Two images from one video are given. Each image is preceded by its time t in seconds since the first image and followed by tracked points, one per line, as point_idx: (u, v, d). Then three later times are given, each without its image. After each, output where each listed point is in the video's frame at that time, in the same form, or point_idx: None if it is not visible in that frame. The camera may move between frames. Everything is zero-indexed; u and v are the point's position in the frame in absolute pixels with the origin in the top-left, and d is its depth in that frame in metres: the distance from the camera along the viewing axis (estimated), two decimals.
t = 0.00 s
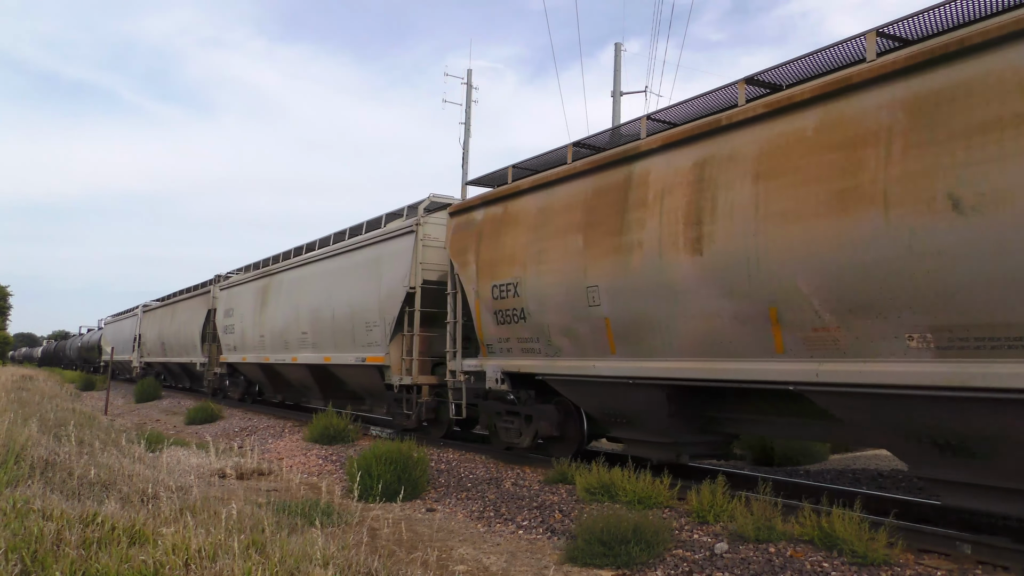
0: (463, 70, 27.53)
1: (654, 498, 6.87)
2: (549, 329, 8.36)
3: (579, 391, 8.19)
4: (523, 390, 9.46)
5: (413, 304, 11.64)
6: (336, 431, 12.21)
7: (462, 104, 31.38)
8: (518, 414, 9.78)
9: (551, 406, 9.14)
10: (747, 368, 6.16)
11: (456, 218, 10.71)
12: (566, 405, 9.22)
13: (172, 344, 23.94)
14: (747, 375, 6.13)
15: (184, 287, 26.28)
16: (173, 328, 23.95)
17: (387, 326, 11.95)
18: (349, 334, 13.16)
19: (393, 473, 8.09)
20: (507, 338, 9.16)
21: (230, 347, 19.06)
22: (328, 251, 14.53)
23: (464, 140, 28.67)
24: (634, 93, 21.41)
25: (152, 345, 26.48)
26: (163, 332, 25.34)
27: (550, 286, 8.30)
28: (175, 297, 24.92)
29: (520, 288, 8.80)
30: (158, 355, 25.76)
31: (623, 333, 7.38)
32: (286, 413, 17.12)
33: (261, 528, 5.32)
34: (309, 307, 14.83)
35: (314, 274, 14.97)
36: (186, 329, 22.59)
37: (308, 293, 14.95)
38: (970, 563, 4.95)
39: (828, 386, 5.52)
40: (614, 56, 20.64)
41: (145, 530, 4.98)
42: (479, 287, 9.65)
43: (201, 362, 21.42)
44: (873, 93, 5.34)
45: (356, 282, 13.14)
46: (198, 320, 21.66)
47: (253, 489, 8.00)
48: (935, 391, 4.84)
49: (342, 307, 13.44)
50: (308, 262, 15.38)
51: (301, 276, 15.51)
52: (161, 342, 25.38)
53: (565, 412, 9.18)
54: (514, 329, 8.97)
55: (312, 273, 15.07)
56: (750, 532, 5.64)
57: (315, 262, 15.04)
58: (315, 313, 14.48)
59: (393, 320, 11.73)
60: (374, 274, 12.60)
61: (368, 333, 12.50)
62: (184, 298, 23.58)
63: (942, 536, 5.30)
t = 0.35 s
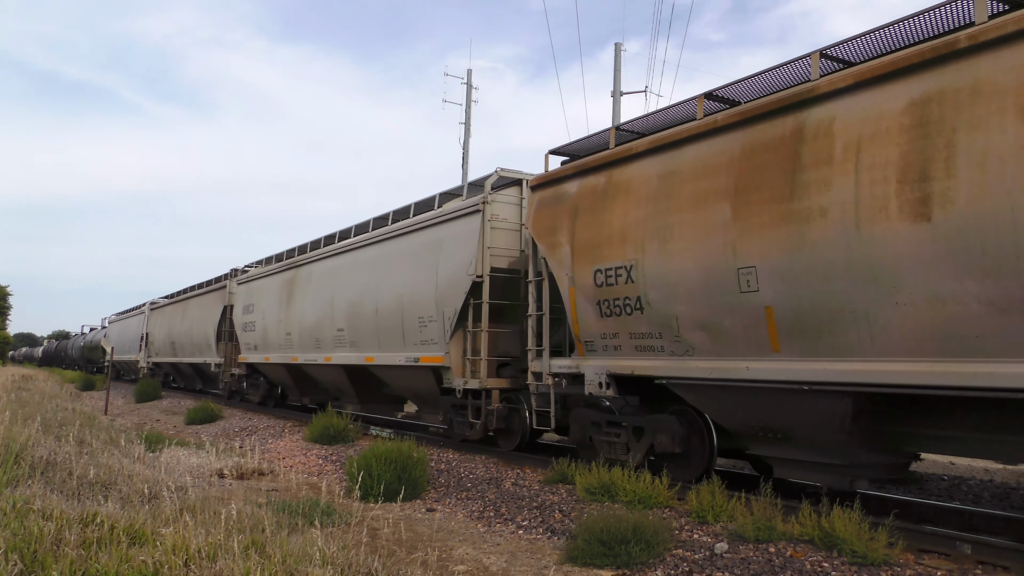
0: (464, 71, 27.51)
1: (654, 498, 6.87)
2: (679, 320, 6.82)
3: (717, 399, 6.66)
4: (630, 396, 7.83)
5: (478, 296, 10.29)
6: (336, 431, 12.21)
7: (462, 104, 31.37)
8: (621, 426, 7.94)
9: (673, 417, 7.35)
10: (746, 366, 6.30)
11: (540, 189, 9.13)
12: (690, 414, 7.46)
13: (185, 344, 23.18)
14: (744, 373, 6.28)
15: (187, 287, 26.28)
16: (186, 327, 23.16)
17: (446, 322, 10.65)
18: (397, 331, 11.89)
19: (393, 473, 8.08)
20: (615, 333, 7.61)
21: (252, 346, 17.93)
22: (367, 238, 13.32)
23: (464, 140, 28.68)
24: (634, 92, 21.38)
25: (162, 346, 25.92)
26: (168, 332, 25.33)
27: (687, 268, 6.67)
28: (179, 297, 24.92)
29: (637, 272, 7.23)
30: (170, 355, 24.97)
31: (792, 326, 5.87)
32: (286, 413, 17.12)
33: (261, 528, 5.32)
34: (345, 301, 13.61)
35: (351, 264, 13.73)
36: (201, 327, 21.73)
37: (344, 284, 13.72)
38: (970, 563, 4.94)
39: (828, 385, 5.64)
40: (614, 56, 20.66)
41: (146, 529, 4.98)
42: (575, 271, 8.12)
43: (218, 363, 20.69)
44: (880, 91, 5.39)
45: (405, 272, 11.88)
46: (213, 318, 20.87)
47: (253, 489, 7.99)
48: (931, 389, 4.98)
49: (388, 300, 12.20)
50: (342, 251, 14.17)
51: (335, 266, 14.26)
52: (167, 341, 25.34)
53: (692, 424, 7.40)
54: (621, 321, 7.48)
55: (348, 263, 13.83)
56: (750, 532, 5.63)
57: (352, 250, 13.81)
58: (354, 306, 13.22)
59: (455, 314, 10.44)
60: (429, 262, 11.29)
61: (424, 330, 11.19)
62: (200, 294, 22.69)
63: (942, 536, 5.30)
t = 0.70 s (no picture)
0: (465, 71, 27.52)
1: (654, 498, 6.87)
2: (887, 308, 5.22)
3: (930, 409, 5.08)
4: (789, 407, 6.23)
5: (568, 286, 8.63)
6: (336, 431, 12.21)
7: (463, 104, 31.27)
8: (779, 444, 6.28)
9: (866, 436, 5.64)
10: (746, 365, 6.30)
11: (659, 154, 7.46)
12: (881, 430, 5.77)
13: (201, 343, 22.08)
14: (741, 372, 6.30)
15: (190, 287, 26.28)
16: (201, 326, 22.01)
17: (526, 316, 9.03)
18: (459, 325, 10.29)
19: (393, 473, 8.08)
20: (780, 326, 6.00)
21: (280, 344, 16.47)
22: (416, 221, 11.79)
23: (465, 140, 28.69)
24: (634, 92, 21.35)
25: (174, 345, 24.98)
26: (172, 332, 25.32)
27: (901, 241, 5.09)
28: (182, 297, 24.93)
29: (816, 248, 5.65)
30: (184, 355, 23.90)
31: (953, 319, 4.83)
32: (286, 413, 17.14)
33: (261, 528, 5.32)
34: (391, 292, 12.06)
35: (398, 250, 12.19)
36: (219, 326, 20.51)
37: (389, 274, 12.22)
38: (969, 563, 4.95)
39: (911, 386, 5.07)
40: (615, 56, 20.68)
41: (145, 530, 4.99)
42: (717, 250, 6.52)
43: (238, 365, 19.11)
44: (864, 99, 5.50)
45: (468, 257, 10.30)
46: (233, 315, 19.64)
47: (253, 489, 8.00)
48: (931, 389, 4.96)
49: (445, 290, 10.63)
50: (385, 236, 12.68)
51: (382, 252, 12.69)
52: (172, 341, 25.27)
53: (886, 444, 5.69)
54: (791, 313, 5.88)
55: (395, 249, 12.31)
56: (750, 532, 5.63)
57: (399, 234, 12.25)
58: (404, 298, 11.71)
59: (538, 307, 8.81)
60: (503, 245, 9.61)
61: (500, 325, 9.49)
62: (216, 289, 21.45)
63: (942, 536, 5.30)
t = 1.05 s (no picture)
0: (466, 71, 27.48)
1: (655, 498, 6.87)
2: None
3: None
4: None
5: (694, 274, 7.03)
6: (336, 431, 12.21)
7: (463, 104, 31.20)
8: None
9: None
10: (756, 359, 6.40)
11: (849, 95, 5.82)
12: None
13: (215, 345, 20.62)
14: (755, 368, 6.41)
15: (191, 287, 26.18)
16: (216, 326, 20.58)
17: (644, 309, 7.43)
18: (548, 320, 8.66)
19: (393, 473, 8.08)
20: None
21: (310, 341, 14.90)
22: (481, 200, 10.15)
23: (465, 140, 28.69)
24: (634, 92, 21.34)
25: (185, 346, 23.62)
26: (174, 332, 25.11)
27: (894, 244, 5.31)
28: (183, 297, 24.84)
29: None
30: (196, 357, 22.44)
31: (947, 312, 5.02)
32: (286, 413, 17.14)
33: (261, 528, 5.31)
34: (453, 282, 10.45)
35: (459, 233, 10.58)
36: (237, 324, 18.87)
37: (450, 261, 10.62)
38: (969, 563, 4.95)
39: None
40: (615, 56, 20.68)
41: (145, 530, 4.98)
42: (954, 215, 5.01)
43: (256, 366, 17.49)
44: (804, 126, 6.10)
45: (554, 237, 8.70)
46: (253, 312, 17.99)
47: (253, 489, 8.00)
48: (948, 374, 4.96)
49: (526, 279, 9.05)
50: (440, 219, 11.10)
51: (441, 236, 11.03)
52: (177, 340, 24.69)
53: None
54: None
55: (455, 233, 10.67)
56: (750, 532, 5.63)
57: (459, 215, 10.64)
58: (470, 288, 10.03)
59: (662, 297, 7.21)
60: (608, 222, 7.97)
61: (607, 319, 7.91)
62: (232, 284, 19.95)
63: (942, 537, 5.30)
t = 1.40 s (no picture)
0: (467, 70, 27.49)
1: (655, 498, 6.86)
2: None
3: None
4: None
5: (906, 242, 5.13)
6: (336, 431, 12.21)
7: (463, 104, 31.23)
8: None
9: None
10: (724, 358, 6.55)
11: None
12: None
13: (230, 344, 19.30)
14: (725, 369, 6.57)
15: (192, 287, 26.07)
16: (231, 324, 19.24)
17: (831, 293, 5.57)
18: (676, 311, 6.88)
19: (393, 473, 8.08)
20: None
21: (347, 342, 13.13)
22: (566, 172, 8.54)
23: (465, 140, 28.69)
24: (634, 92, 21.34)
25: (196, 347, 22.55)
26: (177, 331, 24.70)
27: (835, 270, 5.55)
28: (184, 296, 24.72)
29: None
30: (210, 357, 21.21)
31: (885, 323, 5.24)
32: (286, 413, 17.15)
33: (261, 528, 5.32)
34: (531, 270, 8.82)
35: (534, 214, 8.99)
36: (258, 321, 17.48)
37: (523, 245, 9.02)
38: (970, 563, 4.95)
39: None
40: (614, 56, 20.67)
41: (145, 530, 4.98)
42: None
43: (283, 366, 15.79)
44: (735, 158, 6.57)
45: (684, 208, 6.89)
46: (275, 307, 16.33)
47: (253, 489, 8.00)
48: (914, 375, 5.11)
49: (637, 262, 7.31)
50: (507, 199, 9.52)
51: (510, 218, 9.42)
52: (185, 340, 23.74)
53: None
54: None
55: (529, 214, 9.08)
56: (750, 532, 5.63)
57: (535, 192, 9.04)
58: (556, 276, 8.38)
59: (858, 280, 5.40)
60: (764, 186, 6.17)
61: (773, 308, 6.05)
62: (248, 279, 18.62)
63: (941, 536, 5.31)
